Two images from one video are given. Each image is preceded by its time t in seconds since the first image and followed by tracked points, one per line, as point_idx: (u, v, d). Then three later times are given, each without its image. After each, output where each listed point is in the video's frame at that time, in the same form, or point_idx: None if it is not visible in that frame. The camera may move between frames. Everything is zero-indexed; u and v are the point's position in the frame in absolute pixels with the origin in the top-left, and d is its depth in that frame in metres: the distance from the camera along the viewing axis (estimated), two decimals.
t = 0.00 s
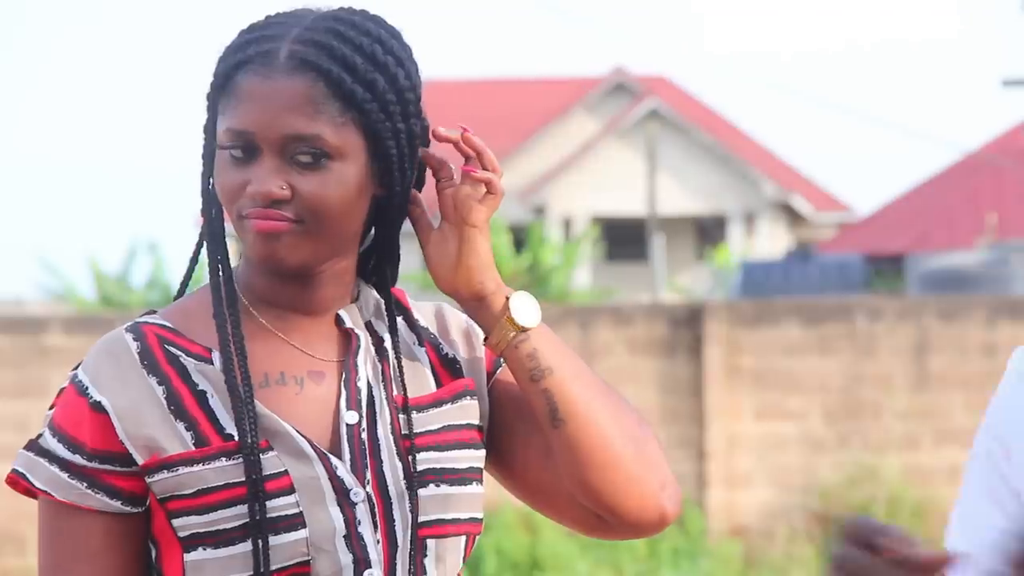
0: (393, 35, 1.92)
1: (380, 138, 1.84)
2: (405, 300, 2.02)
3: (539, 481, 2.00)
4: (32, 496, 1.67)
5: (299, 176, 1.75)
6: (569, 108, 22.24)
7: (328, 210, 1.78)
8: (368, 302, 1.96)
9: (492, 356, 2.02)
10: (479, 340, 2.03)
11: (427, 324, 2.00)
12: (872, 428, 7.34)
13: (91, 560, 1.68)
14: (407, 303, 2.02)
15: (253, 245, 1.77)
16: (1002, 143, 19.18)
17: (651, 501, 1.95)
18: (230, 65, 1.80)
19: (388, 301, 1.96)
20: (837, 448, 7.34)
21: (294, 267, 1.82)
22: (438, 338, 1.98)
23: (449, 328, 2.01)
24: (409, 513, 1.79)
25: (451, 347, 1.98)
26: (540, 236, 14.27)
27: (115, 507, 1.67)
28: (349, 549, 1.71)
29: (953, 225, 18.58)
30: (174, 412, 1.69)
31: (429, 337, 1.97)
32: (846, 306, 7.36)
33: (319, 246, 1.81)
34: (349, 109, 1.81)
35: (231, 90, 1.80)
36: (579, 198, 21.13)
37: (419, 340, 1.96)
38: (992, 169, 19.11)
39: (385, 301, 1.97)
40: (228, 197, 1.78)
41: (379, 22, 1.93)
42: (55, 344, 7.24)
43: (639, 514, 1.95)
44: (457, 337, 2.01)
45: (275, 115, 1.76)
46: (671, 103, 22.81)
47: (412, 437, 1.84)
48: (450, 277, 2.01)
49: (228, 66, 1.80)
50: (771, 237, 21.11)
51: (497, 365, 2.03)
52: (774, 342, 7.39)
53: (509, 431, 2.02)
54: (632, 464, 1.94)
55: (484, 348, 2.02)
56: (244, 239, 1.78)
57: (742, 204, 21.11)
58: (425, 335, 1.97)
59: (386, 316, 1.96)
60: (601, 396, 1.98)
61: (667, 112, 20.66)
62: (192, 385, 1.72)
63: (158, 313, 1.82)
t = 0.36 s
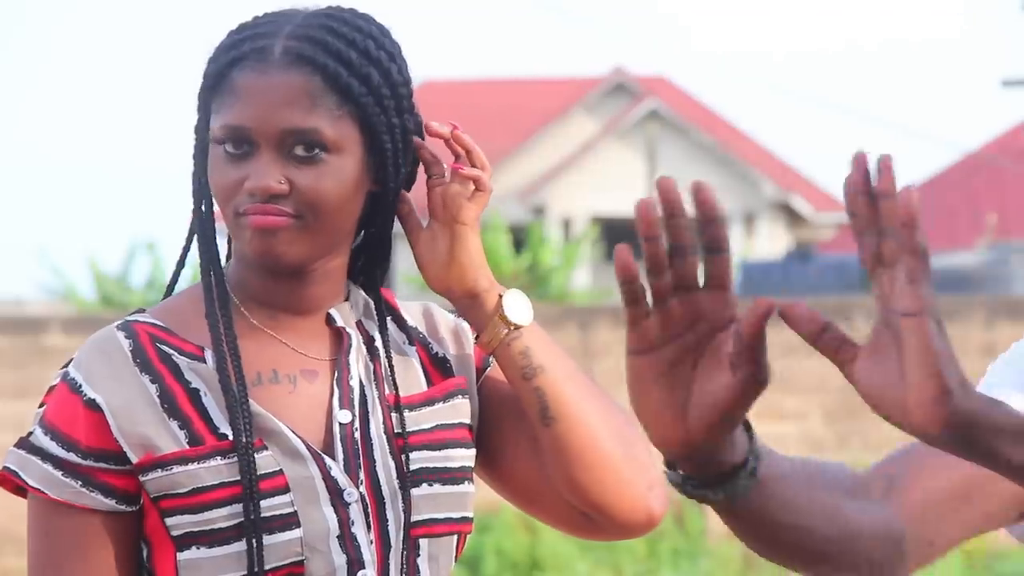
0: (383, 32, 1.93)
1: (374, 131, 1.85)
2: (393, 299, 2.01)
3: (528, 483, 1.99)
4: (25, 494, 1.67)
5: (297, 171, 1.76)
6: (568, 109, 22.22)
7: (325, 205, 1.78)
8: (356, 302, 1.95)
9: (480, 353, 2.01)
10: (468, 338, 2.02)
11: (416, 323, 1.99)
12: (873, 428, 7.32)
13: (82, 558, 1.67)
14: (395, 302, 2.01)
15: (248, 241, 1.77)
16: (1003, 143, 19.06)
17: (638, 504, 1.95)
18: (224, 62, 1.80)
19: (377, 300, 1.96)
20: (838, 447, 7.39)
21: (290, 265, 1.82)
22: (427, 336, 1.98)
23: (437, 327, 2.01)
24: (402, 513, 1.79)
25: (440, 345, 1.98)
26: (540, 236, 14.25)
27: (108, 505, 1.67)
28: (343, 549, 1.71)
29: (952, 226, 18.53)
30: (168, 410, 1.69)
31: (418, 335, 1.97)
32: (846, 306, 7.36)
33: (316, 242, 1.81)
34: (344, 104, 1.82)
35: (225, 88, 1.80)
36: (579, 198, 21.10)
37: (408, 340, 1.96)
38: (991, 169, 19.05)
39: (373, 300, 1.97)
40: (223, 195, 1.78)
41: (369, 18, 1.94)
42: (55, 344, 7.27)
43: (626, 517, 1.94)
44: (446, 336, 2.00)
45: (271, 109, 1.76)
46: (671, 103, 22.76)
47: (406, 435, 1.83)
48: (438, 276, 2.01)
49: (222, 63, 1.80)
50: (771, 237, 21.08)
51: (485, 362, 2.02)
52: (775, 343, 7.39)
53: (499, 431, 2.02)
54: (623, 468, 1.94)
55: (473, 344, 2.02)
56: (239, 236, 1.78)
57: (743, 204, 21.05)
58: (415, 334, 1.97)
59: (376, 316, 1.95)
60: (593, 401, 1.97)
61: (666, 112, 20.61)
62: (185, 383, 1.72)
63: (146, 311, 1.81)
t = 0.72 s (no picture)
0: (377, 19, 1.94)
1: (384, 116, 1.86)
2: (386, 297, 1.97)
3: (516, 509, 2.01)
4: (21, 506, 1.68)
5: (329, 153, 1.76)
6: (568, 109, 22.24)
7: (352, 188, 1.79)
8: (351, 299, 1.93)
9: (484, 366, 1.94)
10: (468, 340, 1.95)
11: (411, 321, 1.94)
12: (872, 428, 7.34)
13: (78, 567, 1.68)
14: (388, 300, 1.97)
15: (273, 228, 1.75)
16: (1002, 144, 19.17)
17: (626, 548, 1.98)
18: (239, 49, 1.78)
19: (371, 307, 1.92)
20: (837, 449, 7.36)
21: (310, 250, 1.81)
22: (422, 336, 1.93)
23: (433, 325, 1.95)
24: (402, 515, 1.77)
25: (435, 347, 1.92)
26: (540, 236, 14.28)
27: (103, 515, 1.67)
28: (343, 552, 1.71)
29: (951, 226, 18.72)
30: (161, 419, 1.68)
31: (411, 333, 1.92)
32: (846, 306, 7.37)
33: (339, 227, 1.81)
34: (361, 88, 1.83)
35: (243, 72, 1.78)
36: (579, 198, 21.13)
37: (402, 337, 1.91)
38: (991, 169, 19.09)
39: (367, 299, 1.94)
40: (246, 181, 1.75)
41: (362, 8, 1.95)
42: (55, 344, 7.32)
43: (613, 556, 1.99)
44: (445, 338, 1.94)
45: (301, 92, 1.76)
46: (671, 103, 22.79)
47: (403, 436, 1.81)
48: (439, 316, 1.83)
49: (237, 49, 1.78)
50: (771, 237, 21.14)
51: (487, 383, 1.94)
52: (774, 342, 7.42)
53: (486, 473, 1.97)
54: (613, 511, 1.94)
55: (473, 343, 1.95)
56: (265, 222, 1.75)
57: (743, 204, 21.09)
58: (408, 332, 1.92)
59: (369, 314, 1.92)
60: (588, 467, 1.91)
61: (666, 112, 20.64)
62: (177, 391, 1.70)
63: (137, 316, 1.79)
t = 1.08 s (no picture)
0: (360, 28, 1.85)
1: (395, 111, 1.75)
2: (403, 290, 1.80)
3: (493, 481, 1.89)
4: (38, 520, 1.60)
5: (379, 128, 1.62)
6: (568, 109, 22.25)
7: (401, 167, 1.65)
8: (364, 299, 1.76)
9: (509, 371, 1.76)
10: (494, 344, 1.78)
11: (433, 315, 1.77)
12: (872, 428, 7.33)
13: None
14: (407, 292, 1.80)
15: (343, 206, 1.58)
16: (1001, 144, 19.24)
17: None
18: (269, 38, 1.64)
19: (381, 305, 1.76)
20: (837, 448, 7.35)
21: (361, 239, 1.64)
22: (443, 329, 1.76)
23: (454, 320, 1.78)
24: (424, 518, 1.64)
25: (457, 345, 1.75)
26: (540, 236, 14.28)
27: (124, 529, 1.59)
28: (367, 557, 1.59)
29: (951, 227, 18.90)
30: (182, 437, 1.56)
31: (431, 327, 1.76)
32: (845, 305, 7.36)
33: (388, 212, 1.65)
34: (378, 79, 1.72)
35: (277, 61, 1.63)
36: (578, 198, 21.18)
37: (418, 334, 1.74)
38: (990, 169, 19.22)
39: (377, 298, 1.77)
40: (308, 164, 1.57)
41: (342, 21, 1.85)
42: (56, 344, 7.37)
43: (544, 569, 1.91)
44: (467, 332, 1.77)
45: (344, 70, 1.63)
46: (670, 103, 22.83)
47: (424, 438, 1.66)
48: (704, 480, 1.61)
49: (265, 37, 1.64)
50: (771, 237, 21.17)
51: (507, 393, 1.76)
52: (773, 342, 7.43)
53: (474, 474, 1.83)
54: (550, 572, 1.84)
55: (494, 339, 1.79)
56: (331, 203, 1.58)
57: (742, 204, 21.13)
58: (428, 327, 1.75)
59: (385, 311, 1.75)
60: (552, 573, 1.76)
61: (666, 112, 20.66)
62: (195, 404, 1.57)
63: (152, 324, 1.67)
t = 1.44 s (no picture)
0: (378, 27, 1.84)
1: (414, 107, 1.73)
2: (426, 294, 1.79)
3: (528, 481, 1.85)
4: (55, 505, 1.57)
5: (402, 123, 1.60)
6: (568, 109, 22.23)
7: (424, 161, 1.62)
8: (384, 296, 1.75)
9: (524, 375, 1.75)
10: (503, 324, 1.79)
11: (456, 319, 1.77)
12: (872, 428, 7.33)
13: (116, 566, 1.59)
14: (429, 297, 1.79)
15: (369, 203, 1.56)
16: (1001, 143, 19.25)
17: None
18: (290, 36, 1.63)
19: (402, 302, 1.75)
20: (837, 448, 7.35)
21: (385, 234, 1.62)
22: (466, 332, 1.76)
23: (478, 323, 1.78)
24: (442, 513, 1.61)
25: (483, 347, 1.74)
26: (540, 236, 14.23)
27: (139, 516, 1.56)
28: (384, 555, 1.56)
29: (951, 226, 18.90)
30: (203, 424, 1.55)
31: (453, 328, 1.75)
32: (845, 305, 7.36)
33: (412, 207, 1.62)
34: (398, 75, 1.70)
35: (300, 59, 1.62)
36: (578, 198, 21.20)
37: (440, 334, 1.73)
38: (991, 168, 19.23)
39: (398, 296, 1.76)
40: (334, 160, 1.55)
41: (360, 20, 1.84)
42: (56, 344, 7.36)
43: None
44: (490, 335, 1.76)
45: (366, 66, 1.61)
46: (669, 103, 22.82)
47: (442, 435, 1.64)
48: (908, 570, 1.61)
49: (287, 35, 1.63)
50: (771, 237, 21.15)
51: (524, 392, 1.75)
52: (773, 342, 7.43)
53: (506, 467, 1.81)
54: None
55: (509, 332, 1.78)
56: (357, 200, 1.55)
57: (743, 204, 21.14)
58: (451, 328, 1.74)
59: (405, 311, 1.74)
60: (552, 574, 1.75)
61: (666, 112, 20.65)
62: (217, 393, 1.56)
63: (173, 317, 1.66)
